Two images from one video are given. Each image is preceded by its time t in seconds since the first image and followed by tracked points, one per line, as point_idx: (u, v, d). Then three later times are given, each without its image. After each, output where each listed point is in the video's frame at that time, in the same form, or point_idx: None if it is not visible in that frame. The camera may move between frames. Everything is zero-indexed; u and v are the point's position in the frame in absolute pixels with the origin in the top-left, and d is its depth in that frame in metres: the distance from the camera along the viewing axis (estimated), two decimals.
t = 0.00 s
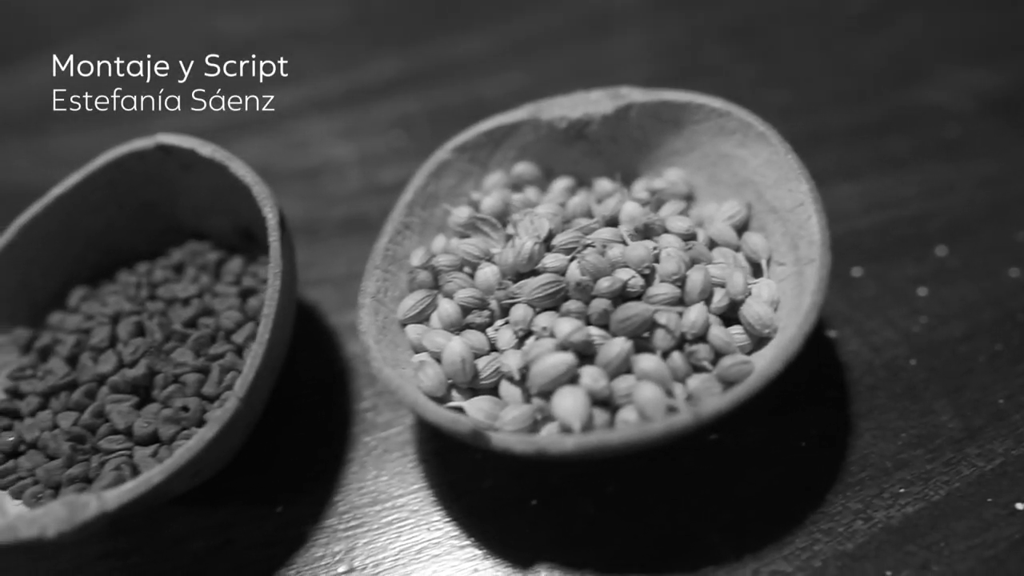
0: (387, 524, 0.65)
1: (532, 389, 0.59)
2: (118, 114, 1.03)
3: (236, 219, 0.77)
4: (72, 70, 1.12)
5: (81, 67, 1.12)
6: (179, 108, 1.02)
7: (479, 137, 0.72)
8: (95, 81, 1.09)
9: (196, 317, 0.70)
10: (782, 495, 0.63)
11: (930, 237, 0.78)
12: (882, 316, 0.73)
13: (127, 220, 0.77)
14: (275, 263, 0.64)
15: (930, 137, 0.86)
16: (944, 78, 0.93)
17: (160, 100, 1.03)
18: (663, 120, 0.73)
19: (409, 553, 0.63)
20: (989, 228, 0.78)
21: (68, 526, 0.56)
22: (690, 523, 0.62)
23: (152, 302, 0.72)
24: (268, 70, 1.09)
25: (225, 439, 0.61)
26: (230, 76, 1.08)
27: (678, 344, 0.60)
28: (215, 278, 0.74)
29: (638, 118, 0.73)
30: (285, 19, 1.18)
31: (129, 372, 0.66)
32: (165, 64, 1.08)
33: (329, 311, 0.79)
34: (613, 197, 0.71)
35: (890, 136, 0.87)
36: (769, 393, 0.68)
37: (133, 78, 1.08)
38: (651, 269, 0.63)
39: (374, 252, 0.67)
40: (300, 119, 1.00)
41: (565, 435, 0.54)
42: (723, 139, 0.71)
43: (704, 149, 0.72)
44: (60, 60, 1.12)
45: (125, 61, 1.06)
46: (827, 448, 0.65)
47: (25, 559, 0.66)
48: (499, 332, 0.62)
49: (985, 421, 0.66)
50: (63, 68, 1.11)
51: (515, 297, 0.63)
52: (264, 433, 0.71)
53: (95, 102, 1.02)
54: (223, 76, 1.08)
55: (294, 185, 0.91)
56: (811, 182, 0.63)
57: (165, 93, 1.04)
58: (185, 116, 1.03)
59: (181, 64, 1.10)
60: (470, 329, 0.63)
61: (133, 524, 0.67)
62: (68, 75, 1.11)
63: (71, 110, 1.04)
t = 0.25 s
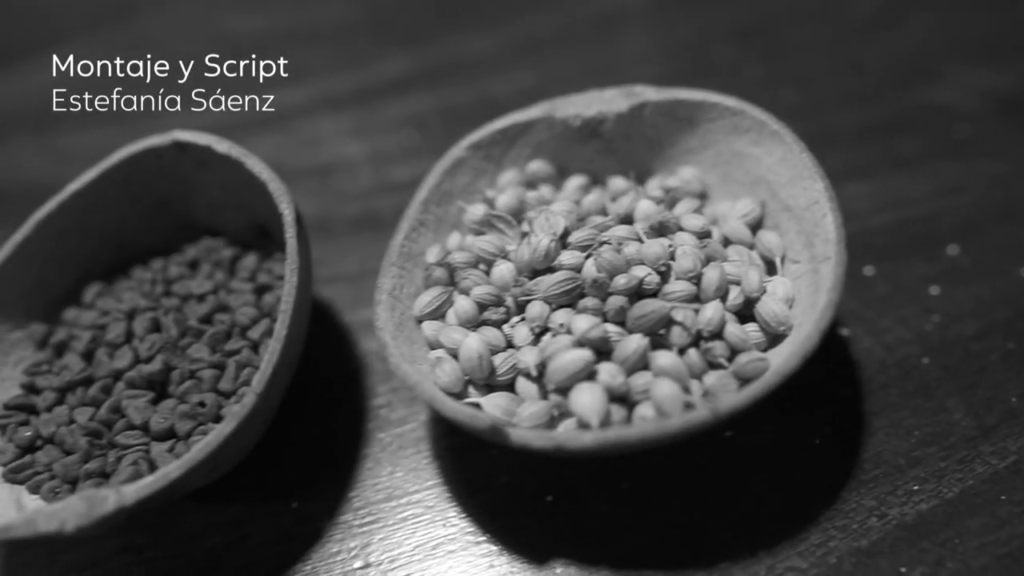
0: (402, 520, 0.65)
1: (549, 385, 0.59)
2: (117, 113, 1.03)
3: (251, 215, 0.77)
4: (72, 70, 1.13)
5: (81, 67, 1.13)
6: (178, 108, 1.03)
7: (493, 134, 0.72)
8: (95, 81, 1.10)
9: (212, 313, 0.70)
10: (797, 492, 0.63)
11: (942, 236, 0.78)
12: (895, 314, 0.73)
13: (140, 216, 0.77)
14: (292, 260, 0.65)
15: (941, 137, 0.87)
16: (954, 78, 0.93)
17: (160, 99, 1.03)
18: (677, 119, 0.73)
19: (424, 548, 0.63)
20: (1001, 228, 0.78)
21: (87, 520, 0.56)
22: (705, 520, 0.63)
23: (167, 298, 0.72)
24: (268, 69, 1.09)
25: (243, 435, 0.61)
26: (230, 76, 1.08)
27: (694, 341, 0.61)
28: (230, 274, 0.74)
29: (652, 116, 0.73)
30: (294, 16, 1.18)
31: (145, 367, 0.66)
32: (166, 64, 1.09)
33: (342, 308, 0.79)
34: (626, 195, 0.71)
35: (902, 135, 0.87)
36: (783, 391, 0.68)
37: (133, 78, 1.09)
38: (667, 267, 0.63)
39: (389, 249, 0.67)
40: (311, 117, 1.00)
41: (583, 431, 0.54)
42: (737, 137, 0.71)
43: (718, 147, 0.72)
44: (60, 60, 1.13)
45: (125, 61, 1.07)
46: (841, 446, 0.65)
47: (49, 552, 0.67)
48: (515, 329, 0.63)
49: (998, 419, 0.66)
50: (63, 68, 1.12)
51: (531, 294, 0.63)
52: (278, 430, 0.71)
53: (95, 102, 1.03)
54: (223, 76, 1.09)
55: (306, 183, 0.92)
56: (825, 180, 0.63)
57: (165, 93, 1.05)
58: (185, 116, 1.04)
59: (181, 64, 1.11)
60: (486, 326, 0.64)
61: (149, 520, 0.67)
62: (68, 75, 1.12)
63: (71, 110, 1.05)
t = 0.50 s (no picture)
0: (417, 516, 0.65)
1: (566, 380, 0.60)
2: (117, 113, 1.04)
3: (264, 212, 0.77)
4: (72, 69, 1.14)
5: (80, 67, 1.13)
6: (178, 107, 1.03)
7: (506, 132, 0.73)
8: (94, 81, 1.11)
9: (226, 309, 0.70)
10: (810, 488, 0.64)
11: (953, 235, 0.78)
12: (906, 313, 0.73)
13: (154, 213, 0.77)
14: (308, 256, 0.65)
15: (951, 136, 0.87)
16: (964, 77, 0.94)
17: (159, 100, 1.04)
18: (690, 117, 0.73)
19: (439, 544, 0.64)
20: (1011, 227, 0.78)
21: (105, 514, 0.56)
22: (718, 516, 0.63)
23: (181, 294, 0.72)
24: (268, 69, 1.10)
25: (259, 430, 0.61)
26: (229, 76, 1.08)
27: (709, 338, 0.61)
28: (244, 271, 0.74)
29: (665, 114, 0.73)
30: (303, 14, 1.18)
31: (161, 363, 0.67)
32: (165, 64, 1.09)
33: (355, 305, 0.79)
34: (639, 193, 0.72)
35: (912, 135, 0.87)
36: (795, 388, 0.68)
37: (133, 77, 1.10)
38: (681, 264, 0.64)
39: (404, 246, 0.67)
40: (322, 115, 1.00)
41: (599, 427, 0.55)
42: (750, 136, 0.71)
43: (730, 146, 0.73)
44: (60, 60, 1.13)
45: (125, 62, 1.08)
46: (853, 443, 0.66)
47: (66, 546, 0.68)
48: (530, 325, 0.63)
49: (1011, 417, 0.66)
50: (63, 68, 1.13)
51: (546, 290, 0.64)
52: (292, 426, 0.71)
53: (95, 102, 1.04)
54: (223, 75, 1.09)
55: (317, 181, 0.92)
56: (839, 179, 0.64)
57: (165, 93, 1.05)
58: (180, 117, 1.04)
59: (181, 64, 1.11)
60: (501, 322, 0.64)
61: (163, 515, 0.68)
62: (68, 75, 1.13)
63: (71, 110, 1.06)
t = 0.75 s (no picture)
0: (430, 511, 0.66)
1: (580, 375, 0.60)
2: (117, 113, 1.04)
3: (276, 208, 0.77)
4: (73, 70, 1.13)
5: (81, 67, 1.13)
6: (179, 107, 1.02)
7: (518, 129, 0.73)
8: (95, 81, 1.11)
9: (239, 304, 0.71)
10: (821, 484, 0.64)
11: (961, 234, 0.78)
12: (916, 310, 0.74)
13: (167, 208, 0.78)
14: (322, 251, 0.65)
15: (960, 135, 0.87)
16: (973, 76, 0.94)
17: (160, 100, 1.03)
18: (701, 115, 0.73)
19: (452, 539, 0.64)
20: (1020, 226, 0.78)
21: (121, 508, 0.57)
22: (730, 512, 0.63)
23: (194, 290, 0.73)
24: (268, 70, 1.10)
25: (274, 425, 0.61)
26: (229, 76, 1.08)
27: (722, 333, 0.61)
28: (256, 266, 0.74)
29: (677, 112, 0.74)
30: (312, 12, 1.19)
31: (175, 358, 0.67)
32: (166, 64, 1.09)
33: (366, 301, 0.80)
34: (651, 190, 0.72)
35: (921, 134, 0.88)
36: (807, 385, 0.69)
37: (134, 77, 1.09)
38: (694, 260, 0.64)
39: (417, 242, 0.67)
40: (331, 113, 1.01)
41: (615, 421, 0.55)
42: (761, 133, 0.71)
43: (742, 143, 0.73)
44: (60, 60, 1.12)
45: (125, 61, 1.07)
46: (864, 439, 0.66)
47: (80, 539, 0.68)
48: (544, 321, 0.63)
49: (1021, 414, 0.66)
50: (63, 68, 1.12)
51: (560, 286, 0.64)
52: (304, 421, 0.71)
53: (95, 102, 1.04)
54: (223, 76, 1.08)
55: (327, 178, 0.92)
56: (851, 176, 0.64)
57: (165, 93, 1.03)
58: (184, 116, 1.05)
59: (181, 64, 1.11)
60: (515, 318, 0.64)
61: (177, 509, 0.68)
62: (68, 76, 1.12)
63: (71, 110, 1.06)
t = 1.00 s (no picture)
0: (442, 506, 0.66)
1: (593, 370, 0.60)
2: (117, 113, 1.05)
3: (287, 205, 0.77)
4: (73, 69, 1.14)
5: (81, 67, 1.13)
6: (178, 107, 1.03)
7: (530, 127, 0.73)
8: (95, 81, 1.12)
9: (252, 300, 0.71)
10: (833, 480, 0.64)
11: (971, 232, 0.79)
12: (925, 308, 0.74)
13: (180, 204, 0.78)
14: (337, 247, 0.65)
15: (969, 134, 0.87)
16: (983, 74, 0.94)
17: (160, 100, 1.05)
18: (712, 113, 0.74)
19: (465, 533, 0.64)
20: None
21: (137, 500, 0.57)
22: (742, 507, 0.64)
23: (207, 285, 0.73)
24: (268, 70, 1.09)
25: (288, 419, 0.61)
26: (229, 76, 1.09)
27: (735, 330, 0.62)
28: (268, 262, 0.75)
29: (688, 110, 0.74)
30: (320, 9, 1.19)
31: (188, 353, 0.67)
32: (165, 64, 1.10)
33: (377, 298, 0.80)
34: (662, 187, 0.72)
35: (930, 133, 0.88)
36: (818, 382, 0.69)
37: (133, 78, 1.11)
38: (707, 257, 0.64)
39: (430, 238, 0.68)
40: (340, 110, 1.01)
41: (629, 416, 0.55)
42: (772, 131, 0.72)
43: (752, 141, 0.73)
44: (60, 60, 1.13)
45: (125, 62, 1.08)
46: (875, 436, 0.66)
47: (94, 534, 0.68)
48: (557, 317, 0.63)
49: None
50: (63, 68, 1.13)
51: (573, 282, 0.64)
52: (317, 416, 0.72)
53: (95, 102, 1.04)
54: (223, 75, 1.09)
55: (337, 175, 0.92)
56: (863, 173, 0.64)
57: (165, 93, 1.07)
58: (186, 115, 1.06)
59: (181, 64, 1.11)
60: (528, 313, 0.65)
61: (190, 503, 0.68)
62: (69, 76, 1.13)
63: (72, 110, 1.07)
